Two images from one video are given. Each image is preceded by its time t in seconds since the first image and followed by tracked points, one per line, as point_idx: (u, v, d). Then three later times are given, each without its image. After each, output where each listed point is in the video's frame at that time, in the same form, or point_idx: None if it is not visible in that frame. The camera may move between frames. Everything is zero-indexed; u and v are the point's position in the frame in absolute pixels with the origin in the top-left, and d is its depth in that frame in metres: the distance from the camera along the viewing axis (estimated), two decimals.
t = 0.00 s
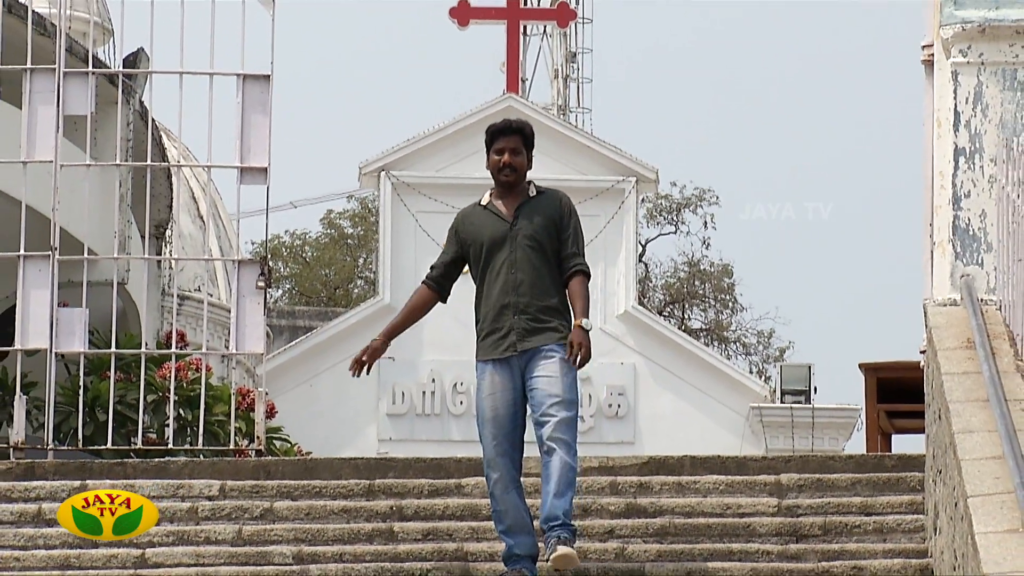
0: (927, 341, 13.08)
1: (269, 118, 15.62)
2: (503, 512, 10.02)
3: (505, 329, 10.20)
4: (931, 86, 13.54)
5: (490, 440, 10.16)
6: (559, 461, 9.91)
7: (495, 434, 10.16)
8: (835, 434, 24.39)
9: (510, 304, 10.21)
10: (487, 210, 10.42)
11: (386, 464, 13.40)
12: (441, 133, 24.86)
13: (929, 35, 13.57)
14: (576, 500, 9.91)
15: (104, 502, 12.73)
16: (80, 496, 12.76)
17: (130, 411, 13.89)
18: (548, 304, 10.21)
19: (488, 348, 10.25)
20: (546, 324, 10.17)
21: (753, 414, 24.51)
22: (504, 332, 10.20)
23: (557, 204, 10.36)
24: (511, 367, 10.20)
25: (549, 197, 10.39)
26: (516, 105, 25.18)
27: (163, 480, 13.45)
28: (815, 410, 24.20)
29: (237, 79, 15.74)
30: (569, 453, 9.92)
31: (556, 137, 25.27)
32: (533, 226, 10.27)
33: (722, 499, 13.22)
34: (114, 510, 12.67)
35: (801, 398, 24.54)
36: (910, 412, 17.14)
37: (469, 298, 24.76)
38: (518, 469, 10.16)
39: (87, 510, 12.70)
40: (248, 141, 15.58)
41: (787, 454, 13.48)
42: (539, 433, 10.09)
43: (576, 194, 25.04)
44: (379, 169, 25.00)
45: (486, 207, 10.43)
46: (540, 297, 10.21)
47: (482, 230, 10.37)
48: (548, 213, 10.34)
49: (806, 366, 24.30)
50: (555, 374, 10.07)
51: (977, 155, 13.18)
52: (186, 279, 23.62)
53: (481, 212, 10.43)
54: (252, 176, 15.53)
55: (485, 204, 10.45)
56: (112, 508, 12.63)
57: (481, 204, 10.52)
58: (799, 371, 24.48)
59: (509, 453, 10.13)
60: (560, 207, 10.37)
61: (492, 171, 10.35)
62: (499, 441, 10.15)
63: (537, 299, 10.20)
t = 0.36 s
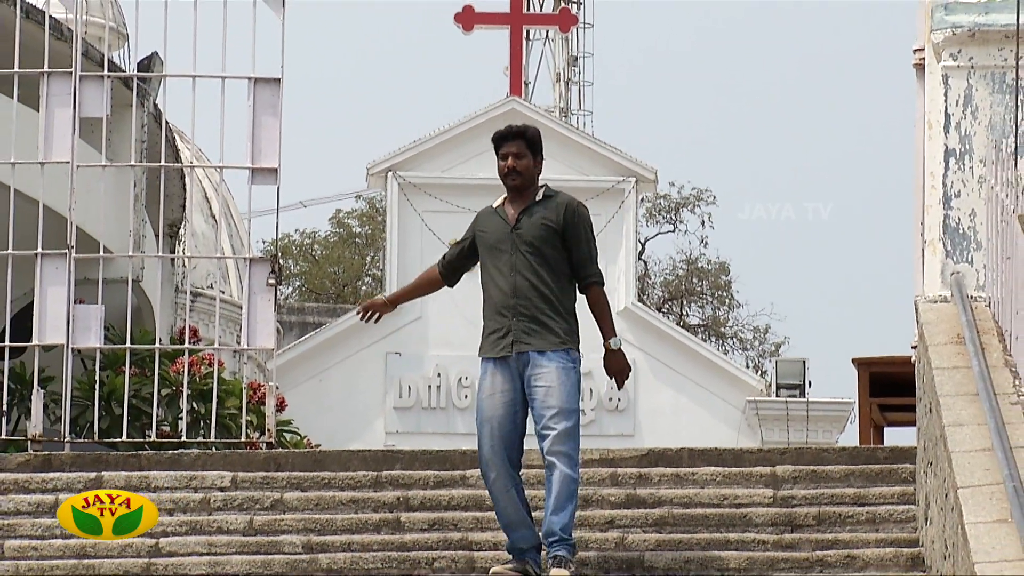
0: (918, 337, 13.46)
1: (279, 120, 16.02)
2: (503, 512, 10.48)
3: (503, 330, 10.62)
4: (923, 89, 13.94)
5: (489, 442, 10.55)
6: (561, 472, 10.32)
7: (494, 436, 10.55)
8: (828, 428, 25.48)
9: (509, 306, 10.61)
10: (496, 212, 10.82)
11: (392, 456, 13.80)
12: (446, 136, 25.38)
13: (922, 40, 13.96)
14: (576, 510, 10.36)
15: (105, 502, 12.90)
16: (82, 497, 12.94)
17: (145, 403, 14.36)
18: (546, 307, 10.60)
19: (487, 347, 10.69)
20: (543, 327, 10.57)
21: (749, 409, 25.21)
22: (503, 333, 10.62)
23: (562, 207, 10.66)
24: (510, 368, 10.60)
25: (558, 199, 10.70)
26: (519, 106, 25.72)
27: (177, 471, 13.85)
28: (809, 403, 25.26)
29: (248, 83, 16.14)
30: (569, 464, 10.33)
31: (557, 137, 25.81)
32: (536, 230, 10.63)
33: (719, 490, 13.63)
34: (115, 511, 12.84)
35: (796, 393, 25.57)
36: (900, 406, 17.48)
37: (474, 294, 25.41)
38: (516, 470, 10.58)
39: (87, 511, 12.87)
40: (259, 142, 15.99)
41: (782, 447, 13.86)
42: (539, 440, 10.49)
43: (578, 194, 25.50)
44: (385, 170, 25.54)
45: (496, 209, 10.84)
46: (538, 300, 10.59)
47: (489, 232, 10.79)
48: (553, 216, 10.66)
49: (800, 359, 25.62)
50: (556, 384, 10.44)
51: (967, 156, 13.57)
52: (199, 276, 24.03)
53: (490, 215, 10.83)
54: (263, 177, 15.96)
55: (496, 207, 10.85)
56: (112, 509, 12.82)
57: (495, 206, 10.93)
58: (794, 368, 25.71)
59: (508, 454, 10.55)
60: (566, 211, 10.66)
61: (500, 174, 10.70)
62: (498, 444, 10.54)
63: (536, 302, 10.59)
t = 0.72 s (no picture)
0: (909, 331, 13.84)
1: (288, 121, 16.44)
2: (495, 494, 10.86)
3: (528, 332, 10.81)
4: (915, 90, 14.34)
5: (492, 433, 10.76)
6: (564, 484, 10.56)
7: (498, 429, 10.76)
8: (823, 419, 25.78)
9: (536, 309, 10.82)
10: (532, 215, 11.05)
11: (398, 447, 14.19)
12: (450, 136, 26.26)
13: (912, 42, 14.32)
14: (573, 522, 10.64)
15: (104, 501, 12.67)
16: (80, 496, 12.69)
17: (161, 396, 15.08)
18: (572, 316, 10.83)
19: (508, 345, 10.85)
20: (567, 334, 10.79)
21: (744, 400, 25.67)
22: (527, 334, 10.81)
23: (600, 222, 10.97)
24: (525, 367, 10.78)
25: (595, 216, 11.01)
26: (521, 108, 26.67)
27: (188, 462, 14.25)
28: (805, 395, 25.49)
29: (258, 84, 16.54)
30: (573, 476, 10.57)
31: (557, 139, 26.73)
32: (572, 239, 10.89)
33: (715, 480, 14.02)
34: (114, 510, 12.62)
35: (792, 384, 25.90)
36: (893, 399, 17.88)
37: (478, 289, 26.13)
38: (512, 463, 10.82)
39: (87, 511, 12.65)
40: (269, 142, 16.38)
41: (776, 438, 14.26)
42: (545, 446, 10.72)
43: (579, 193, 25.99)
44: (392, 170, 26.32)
45: (532, 212, 11.07)
46: (566, 308, 10.82)
47: (524, 233, 11.00)
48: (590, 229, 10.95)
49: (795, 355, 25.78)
50: (573, 396, 10.66)
51: (957, 155, 13.95)
52: (210, 273, 24.44)
53: (526, 216, 11.06)
54: (272, 175, 16.37)
55: (532, 210, 11.09)
56: (111, 509, 12.59)
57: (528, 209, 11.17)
58: (786, 359, 25.90)
59: (508, 448, 10.78)
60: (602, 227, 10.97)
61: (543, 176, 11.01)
62: (502, 440, 10.75)
63: (563, 309, 10.81)
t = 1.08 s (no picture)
0: (901, 328, 14.22)
1: (296, 123, 16.82)
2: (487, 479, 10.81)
3: (542, 327, 11.09)
4: (907, 91, 14.72)
5: (503, 417, 10.95)
6: (569, 478, 10.90)
7: (510, 415, 10.96)
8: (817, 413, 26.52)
9: (551, 304, 11.09)
10: (552, 207, 11.29)
11: (403, 441, 14.57)
12: (454, 137, 26.93)
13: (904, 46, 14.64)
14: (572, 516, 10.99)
15: (104, 503, 13.16)
16: (81, 497, 13.22)
17: (174, 386, 15.80)
18: (585, 315, 11.14)
19: (519, 336, 11.11)
20: (579, 333, 11.11)
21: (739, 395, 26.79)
22: (540, 328, 11.09)
23: (618, 223, 11.25)
24: (538, 359, 11.06)
25: (612, 215, 11.28)
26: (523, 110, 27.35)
27: (200, 455, 14.63)
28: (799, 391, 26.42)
29: (267, 87, 16.90)
30: (579, 470, 10.93)
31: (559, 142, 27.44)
32: (590, 238, 11.17)
33: (712, 473, 14.41)
34: (115, 511, 13.18)
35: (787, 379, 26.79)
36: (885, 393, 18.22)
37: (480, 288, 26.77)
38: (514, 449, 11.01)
39: (87, 511, 13.16)
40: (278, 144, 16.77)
41: (772, 431, 14.65)
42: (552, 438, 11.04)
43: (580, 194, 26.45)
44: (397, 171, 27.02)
45: (552, 204, 11.31)
46: (579, 306, 11.12)
47: (543, 226, 11.24)
48: (607, 229, 11.23)
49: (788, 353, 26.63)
50: (586, 392, 11.04)
51: (947, 156, 14.38)
52: (221, 272, 24.83)
53: (546, 208, 11.29)
54: (281, 176, 16.76)
55: (551, 202, 11.32)
56: (111, 509, 13.13)
57: (546, 199, 11.40)
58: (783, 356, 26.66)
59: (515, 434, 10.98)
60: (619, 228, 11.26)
61: (564, 172, 11.24)
62: (513, 424, 10.96)
63: (577, 307, 11.11)
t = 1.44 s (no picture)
0: (897, 325, 14.55)
1: (307, 126, 17.20)
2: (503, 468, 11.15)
3: (543, 322, 11.44)
4: (903, 93, 15.10)
5: (512, 407, 11.28)
6: (570, 472, 11.29)
7: (518, 405, 11.31)
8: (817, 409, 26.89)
9: (552, 301, 11.45)
10: (556, 206, 11.66)
11: (411, 436, 14.94)
12: (461, 139, 27.29)
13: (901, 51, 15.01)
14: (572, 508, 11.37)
15: (104, 502, 13.21)
16: (80, 497, 13.31)
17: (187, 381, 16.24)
18: (586, 312, 11.49)
19: (522, 330, 11.48)
20: (580, 330, 11.47)
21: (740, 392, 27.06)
22: (541, 325, 11.44)
23: (622, 221, 11.60)
24: (540, 352, 11.41)
25: (615, 213, 11.63)
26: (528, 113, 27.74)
27: (213, 449, 15.01)
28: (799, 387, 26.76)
29: (279, 91, 17.28)
30: (579, 463, 11.31)
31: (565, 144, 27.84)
32: (592, 237, 11.52)
33: (713, 467, 14.77)
34: (113, 510, 13.16)
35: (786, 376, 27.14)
36: (882, 390, 18.59)
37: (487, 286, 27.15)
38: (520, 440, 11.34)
39: (87, 511, 13.25)
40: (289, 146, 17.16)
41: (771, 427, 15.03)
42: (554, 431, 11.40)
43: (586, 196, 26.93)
44: (405, 172, 27.38)
45: (557, 202, 11.68)
46: (581, 303, 11.47)
47: (547, 225, 11.61)
48: (610, 227, 11.58)
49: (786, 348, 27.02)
50: (587, 387, 11.40)
51: (941, 157, 14.71)
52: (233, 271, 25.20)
53: (550, 206, 11.66)
54: (292, 178, 17.15)
55: (556, 200, 11.70)
56: (111, 508, 13.20)
57: (551, 197, 11.76)
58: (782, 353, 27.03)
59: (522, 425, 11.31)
60: (623, 226, 11.61)
61: (566, 172, 11.58)
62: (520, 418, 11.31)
63: (578, 304, 11.46)
